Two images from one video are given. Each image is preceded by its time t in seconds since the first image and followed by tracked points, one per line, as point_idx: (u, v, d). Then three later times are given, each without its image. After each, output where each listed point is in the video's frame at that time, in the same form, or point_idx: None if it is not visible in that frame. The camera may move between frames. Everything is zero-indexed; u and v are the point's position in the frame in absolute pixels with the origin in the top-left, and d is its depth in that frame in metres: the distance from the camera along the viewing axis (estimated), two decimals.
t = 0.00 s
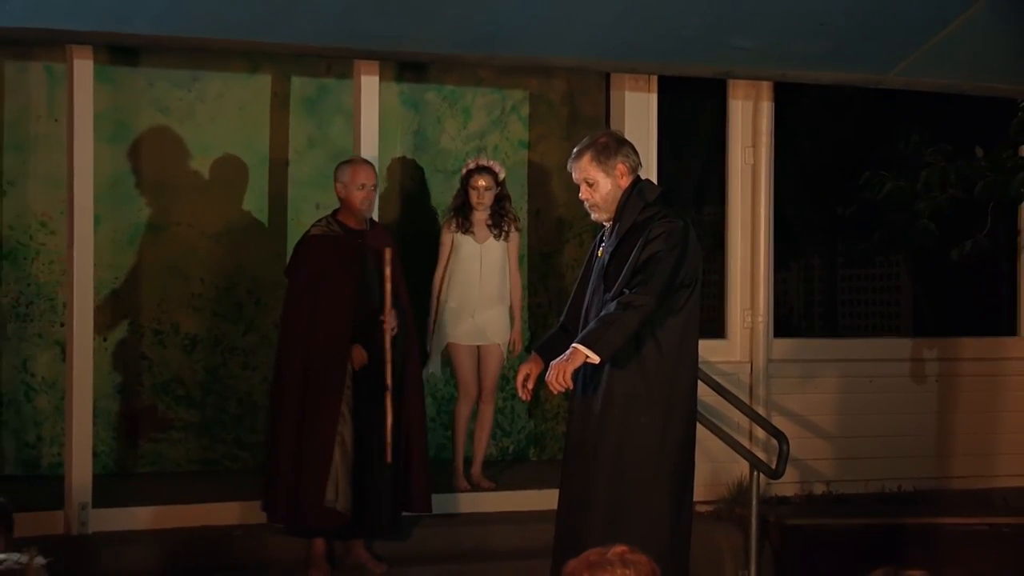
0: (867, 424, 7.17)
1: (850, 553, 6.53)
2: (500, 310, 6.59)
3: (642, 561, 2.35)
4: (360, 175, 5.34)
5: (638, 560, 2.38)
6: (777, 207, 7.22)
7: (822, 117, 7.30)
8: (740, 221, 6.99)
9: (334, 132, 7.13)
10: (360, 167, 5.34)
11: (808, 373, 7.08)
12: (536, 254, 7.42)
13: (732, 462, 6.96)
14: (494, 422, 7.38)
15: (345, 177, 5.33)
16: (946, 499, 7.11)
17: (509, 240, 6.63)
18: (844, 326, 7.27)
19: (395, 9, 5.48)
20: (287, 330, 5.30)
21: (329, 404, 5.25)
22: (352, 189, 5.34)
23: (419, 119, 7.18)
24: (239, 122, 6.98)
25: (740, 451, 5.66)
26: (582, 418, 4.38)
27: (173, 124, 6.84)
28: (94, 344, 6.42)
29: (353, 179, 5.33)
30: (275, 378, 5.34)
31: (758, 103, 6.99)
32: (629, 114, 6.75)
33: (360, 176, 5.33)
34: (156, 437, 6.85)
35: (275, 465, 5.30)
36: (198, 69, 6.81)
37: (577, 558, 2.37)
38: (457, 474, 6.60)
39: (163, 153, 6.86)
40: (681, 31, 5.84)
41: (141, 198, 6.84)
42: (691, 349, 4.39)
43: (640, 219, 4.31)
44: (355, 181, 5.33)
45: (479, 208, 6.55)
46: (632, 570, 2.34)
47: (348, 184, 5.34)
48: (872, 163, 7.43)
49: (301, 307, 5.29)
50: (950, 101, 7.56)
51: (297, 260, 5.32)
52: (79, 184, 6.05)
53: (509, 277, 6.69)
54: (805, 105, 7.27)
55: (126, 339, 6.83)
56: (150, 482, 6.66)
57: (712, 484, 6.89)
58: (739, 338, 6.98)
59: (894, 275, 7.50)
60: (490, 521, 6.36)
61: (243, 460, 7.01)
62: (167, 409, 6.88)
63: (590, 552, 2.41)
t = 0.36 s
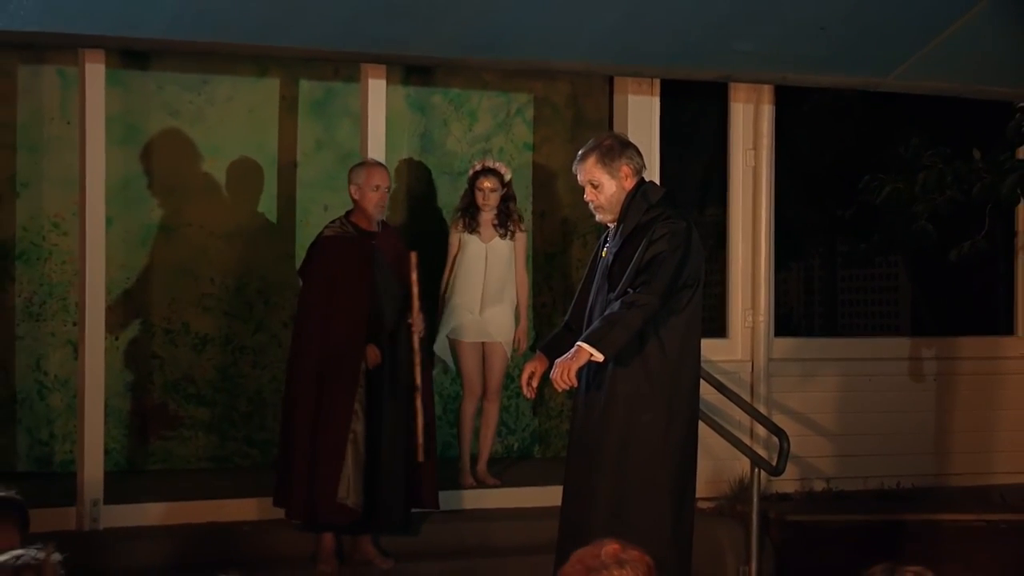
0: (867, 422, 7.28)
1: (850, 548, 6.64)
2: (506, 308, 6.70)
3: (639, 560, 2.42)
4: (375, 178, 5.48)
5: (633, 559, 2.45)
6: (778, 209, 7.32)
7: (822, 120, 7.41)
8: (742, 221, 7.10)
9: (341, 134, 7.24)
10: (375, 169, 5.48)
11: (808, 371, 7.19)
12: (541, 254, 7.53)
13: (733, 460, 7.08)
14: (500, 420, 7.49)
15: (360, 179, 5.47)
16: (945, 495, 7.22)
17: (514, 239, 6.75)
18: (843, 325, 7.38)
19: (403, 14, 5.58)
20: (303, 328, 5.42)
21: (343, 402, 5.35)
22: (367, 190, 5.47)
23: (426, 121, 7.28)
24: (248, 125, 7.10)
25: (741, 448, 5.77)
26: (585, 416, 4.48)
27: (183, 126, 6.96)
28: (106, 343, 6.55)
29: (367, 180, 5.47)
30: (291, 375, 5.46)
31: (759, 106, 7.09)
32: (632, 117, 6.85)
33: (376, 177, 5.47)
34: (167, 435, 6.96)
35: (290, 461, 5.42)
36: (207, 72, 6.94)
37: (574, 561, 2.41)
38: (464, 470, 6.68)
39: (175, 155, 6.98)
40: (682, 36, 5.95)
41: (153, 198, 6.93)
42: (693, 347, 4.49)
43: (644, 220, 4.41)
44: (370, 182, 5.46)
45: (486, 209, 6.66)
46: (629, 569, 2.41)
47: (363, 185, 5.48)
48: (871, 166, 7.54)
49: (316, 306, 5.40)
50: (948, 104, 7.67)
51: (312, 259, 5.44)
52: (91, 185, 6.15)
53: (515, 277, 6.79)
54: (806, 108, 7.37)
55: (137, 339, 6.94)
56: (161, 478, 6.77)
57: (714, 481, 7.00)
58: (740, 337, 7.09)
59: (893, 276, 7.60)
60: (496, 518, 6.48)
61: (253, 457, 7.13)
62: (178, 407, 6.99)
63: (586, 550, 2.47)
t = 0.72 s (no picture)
0: (866, 420, 7.39)
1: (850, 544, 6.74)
2: (511, 307, 6.82)
3: (632, 562, 2.56)
4: (393, 182, 5.55)
5: (626, 560, 2.59)
6: (780, 210, 7.43)
7: (823, 123, 7.51)
8: (744, 222, 7.21)
9: (349, 137, 7.34)
10: (395, 175, 5.56)
11: (809, 370, 7.30)
12: (546, 255, 7.64)
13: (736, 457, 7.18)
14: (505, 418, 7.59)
15: (382, 183, 5.53)
16: (943, 492, 7.33)
17: (522, 239, 6.85)
18: (843, 325, 7.48)
19: (411, 18, 5.69)
20: (311, 329, 5.52)
21: (358, 402, 5.49)
22: (388, 195, 5.54)
23: (433, 124, 7.38)
24: (258, 127, 7.21)
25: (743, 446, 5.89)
26: (589, 414, 4.58)
27: (194, 129, 7.06)
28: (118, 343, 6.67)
29: (389, 186, 5.54)
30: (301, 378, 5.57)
31: (761, 109, 7.22)
32: (636, 119, 6.95)
33: (395, 183, 5.55)
34: (177, 434, 7.07)
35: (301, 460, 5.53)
36: (216, 75, 7.06)
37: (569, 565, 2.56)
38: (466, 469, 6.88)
39: (187, 157, 7.09)
40: (685, 41, 6.05)
41: (165, 200, 7.05)
42: (697, 347, 4.59)
43: (650, 221, 4.51)
44: (392, 188, 5.54)
45: (494, 209, 6.77)
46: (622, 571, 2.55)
47: (385, 190, 5.54)
48: (871, 167, 7.64)
49: (327, 308, 5.51)
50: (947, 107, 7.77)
51: (320, 262, 5.54)
52: (104, 187, 6.26)
53: (523, 277, 6.87)
54: (807, 111, 7.48)
55: (149, 338, 7.05)
56: (172, 475, 6.88)
57: (716, 478, 7.11)
58: (742, 336, 7.18)
59: (893, 276, 7.70)
60: (501, 514, 6.60)
61: (263, 454, 7.23)
62: (189, 404, 7.11)
63: (579, 551, 2.61)
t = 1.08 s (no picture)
0: (867, 418, 7.50)
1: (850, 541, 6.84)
2: (515, 308, 6.92)
3: (635, 559, 2.65)
4: (402, 188, 5.69)
5: (629, 557, 2.69)
6: (782, 212, 7.54)
7: (825, 125, 7.61)
8: (747, 222, 7.32)
9: (359, 140, 7.45)
10: (411, 180, 5.72)
11: (810, 369, 7.42)
12: (552, 255, 7.75)
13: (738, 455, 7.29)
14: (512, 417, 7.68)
15: (400, 188, 5.68)
16: (943, 489, 7.43)
17: (526, 240, 6.96)
18: (845, 324, 7.58)
19: (421, 23, 5.78)
20: (326, 330, 5.71)
21: (380, 399, 5.65)
22: (401, 199, 5.70)
23: (441, 126, 7.49)
24: (268, 130, 7.31)
25: (745, 443, 6.00)
26: (595, 414, 4.69)
27: (206, 132, 7.16)
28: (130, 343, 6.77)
29: (404, 191, 5.69)
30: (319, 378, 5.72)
31: (763, 112, 7.34)
32: (642, 120, 7.09)
33: (409, 188, 5.70)
34: (187, 432, 7.19)
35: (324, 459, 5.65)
36: (228, 79, 7.14)
37: (574, 562, 2.66)
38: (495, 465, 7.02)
39: (199, 159, 7.20)
40: (688, 46, 6.15)
41: (177, 201, 7.16)
42: (701, 346, 4.69)
43: (654, 222, 4.61)
44: (406, 193, 5.70)
45: (498, 211, 6.91)
46: (626, 567, 2.65)
47: (400, 195, 5.69)
48: (873, 169, 7.75)
49: (342, 308, 5.69)
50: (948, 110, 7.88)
51: (333, 263, 5.72)
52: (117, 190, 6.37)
53: (527, 278, 6.96)
54: (810, 114, 7.58)
55: (161, 337, 7.18)
56: (184, 472, 6.99)
57: (719, 475, 7.22)
58: (745, 335, 7.30)
59: (894, 277, 7.81)
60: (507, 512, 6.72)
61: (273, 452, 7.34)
62: (201, 403, 7.22)
63: (583, 549, 2.71)
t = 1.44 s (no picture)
0: (869, 417, 7.61)
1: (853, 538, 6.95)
2: (515, 307, 7.05)
3: (640, 554, 2.75)
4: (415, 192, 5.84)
5: (634, 551, 2.78)
6: (785, 213, 7.64)
7: (827, 128, 7.72)
8: (751, 222, 7.44)
9: (368, 142, 7.56)
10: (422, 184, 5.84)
11: (814, 368, 7.53)
12: (558, 256, 7.88)
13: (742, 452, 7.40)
14: (519, 414, 7.82)
15: (411, 192, 5.80)
16: (944, 486, 7.53)
17: (527, 241, 7.07)
18: (847, 324, 7.69)
19: (430, 28, 5.86)
20: (337, 330, 5.83)
21: (393, 396, 5.80)
22: (410, 203, 5.82)
23: (449, 129, 7.61)
24: (280, 132, 7.43)
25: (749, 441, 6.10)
26: (602, 412, 4.79)
27: (220, 135, 7.29)
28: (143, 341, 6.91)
29: (416, 195, 5.83)
30: (331, 376, 5.84)
31: (767, 114, 7.45)
32: (646, 124, 7.20)
33: (420, 192, 5.83)
34: (200, 431, 7.31)
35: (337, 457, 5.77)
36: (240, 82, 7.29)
37: (580, 557, 2.76)
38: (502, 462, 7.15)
39: (213, 161, 7.33)
40: (693, 51, 6.23)
41: (190, 202, 7.28)
42: (706, 345, 4.79)
43: (660, 223, 4.71)
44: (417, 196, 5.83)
45: (500, 212, 7.00)
46: (631, 562, 2.75)
47: (410, 199, 5.81)
48: (875, 171, 7.84)
49: (354, 308, 5.80)
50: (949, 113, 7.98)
51: (344, 263, 5.83)
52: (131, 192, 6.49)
53: (527, 277, 7.08)
54: (812, 116, 7.69)
55: (174, 337, 7.30)
56: (196, 469, 7.11)
57: (724, 473, 7.33)
58: (749, 334, 7.40)
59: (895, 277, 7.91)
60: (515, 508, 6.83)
61: (285, 449, 7.47)
62: (214, 400, 7.34)
63: (589, 545, 2.82)
